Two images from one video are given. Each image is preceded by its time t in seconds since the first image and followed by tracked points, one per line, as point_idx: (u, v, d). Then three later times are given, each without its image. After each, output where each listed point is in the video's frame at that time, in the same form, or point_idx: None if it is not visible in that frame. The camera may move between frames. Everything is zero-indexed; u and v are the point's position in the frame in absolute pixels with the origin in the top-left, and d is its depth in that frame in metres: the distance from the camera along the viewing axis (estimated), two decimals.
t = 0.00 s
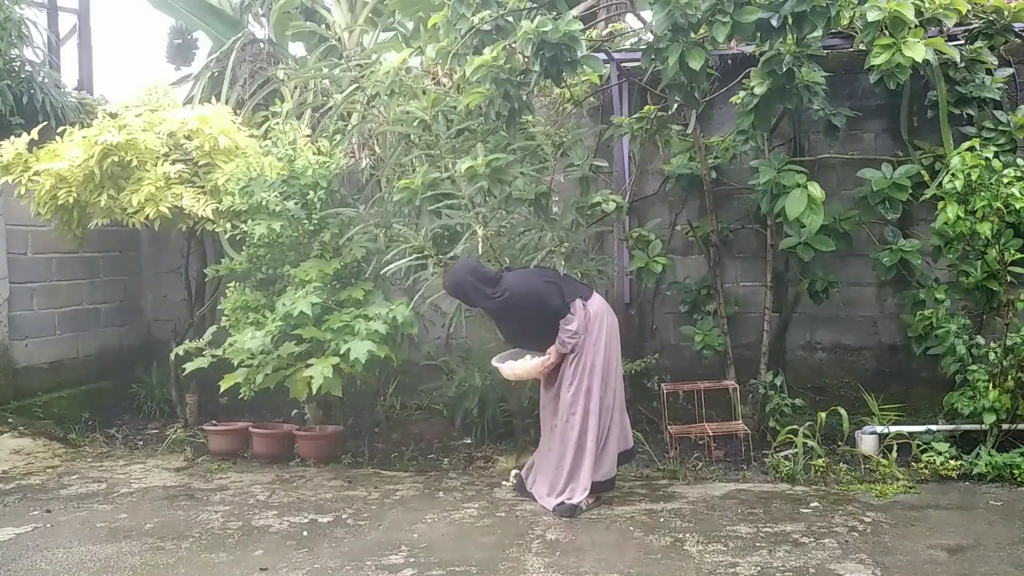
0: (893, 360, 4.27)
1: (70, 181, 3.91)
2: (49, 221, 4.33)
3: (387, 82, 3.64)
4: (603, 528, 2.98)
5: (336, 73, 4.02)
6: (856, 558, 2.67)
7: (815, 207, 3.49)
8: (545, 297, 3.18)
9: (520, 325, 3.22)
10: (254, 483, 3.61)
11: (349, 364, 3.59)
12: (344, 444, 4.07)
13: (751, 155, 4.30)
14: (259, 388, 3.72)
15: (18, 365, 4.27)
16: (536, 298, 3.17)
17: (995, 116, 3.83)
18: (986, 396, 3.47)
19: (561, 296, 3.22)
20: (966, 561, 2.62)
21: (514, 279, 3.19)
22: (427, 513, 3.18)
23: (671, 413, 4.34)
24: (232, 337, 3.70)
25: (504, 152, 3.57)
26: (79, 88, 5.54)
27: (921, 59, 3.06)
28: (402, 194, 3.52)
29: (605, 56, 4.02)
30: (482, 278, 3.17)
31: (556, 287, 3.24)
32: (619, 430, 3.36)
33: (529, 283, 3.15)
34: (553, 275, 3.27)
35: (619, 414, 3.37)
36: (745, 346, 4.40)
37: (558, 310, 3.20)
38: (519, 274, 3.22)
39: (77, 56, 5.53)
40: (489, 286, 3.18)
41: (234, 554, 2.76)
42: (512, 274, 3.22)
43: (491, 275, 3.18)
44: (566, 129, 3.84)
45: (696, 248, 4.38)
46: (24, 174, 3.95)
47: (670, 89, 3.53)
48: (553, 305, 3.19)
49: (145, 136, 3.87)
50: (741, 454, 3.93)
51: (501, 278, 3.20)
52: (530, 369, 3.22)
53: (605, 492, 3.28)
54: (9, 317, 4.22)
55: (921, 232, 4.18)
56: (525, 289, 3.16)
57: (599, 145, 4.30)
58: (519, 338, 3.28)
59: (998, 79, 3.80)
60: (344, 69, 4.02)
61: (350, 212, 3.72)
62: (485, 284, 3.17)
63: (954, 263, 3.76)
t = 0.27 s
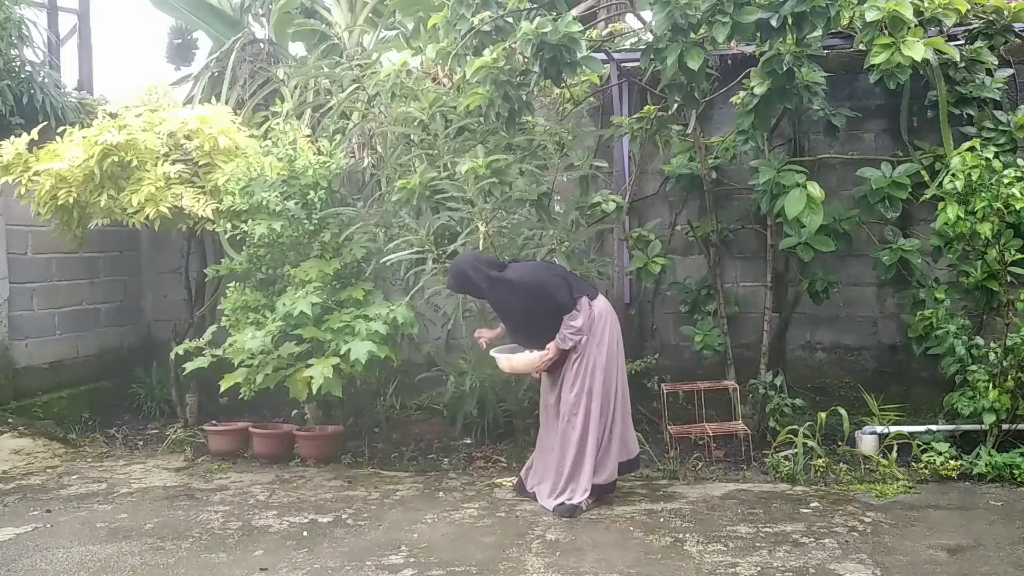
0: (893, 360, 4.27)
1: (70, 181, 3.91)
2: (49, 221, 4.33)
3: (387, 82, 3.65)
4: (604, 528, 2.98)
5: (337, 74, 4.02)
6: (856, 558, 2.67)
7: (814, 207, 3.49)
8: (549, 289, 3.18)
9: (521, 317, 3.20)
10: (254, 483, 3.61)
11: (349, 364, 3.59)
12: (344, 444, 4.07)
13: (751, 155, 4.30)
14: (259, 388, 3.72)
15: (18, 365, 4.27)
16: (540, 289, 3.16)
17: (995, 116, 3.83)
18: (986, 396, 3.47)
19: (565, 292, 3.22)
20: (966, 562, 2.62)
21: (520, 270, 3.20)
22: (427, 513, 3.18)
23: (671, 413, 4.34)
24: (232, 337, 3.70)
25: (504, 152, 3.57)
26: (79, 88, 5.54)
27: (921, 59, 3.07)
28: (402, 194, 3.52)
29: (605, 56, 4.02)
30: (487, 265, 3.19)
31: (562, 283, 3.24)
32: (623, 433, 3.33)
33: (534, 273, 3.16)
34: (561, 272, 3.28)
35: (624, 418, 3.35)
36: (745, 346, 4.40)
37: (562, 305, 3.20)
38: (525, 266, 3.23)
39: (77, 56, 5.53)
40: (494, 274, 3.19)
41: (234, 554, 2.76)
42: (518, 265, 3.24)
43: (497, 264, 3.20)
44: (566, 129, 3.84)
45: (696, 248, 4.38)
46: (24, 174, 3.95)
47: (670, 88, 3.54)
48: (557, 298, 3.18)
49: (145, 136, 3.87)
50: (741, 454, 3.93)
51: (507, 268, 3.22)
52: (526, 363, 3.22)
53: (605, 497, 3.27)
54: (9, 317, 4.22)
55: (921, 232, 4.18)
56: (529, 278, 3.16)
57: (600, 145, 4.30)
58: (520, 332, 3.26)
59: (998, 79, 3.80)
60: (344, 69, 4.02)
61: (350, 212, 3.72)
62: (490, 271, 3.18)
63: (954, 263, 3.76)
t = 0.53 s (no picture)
0: (893, 360, 4.27)
1: (70, 181, 3.91)
2: (49, 221, 4.33)
3: (387, 82, 3.65)
4: (604, 528, 2.98)
5: (337, 73, 4.02)
6: (856, 558, 2.67)
7: (815, 207, 3.49)
8: (552, 282, 3.19)
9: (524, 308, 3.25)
10: (254, 483, 3.61)
11: (348, 364, 3.59)
12: (344, 444, 4.07)
13: (751, 155, 4.30)
14: (259, 388, 3.71)
15: (19, 365, 4.27)
16: (542, 282, 3.19)
17: (995, 116, 3.83)
18: (986, 396, 3.47)
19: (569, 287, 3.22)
20: (966, 562, 2.62)
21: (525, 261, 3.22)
22: (427, 513, 3.18)
23: (671, 413, 4.34)
24: (232, 337, 3.70)
25: (504, 152, 3.57)
26: (79, 88, 5.54)
27: (921, 59, 3.06)
28: (402, 194, 3.52)
29: (605, 56, 4.02)
30: (494, 252, 3.22)
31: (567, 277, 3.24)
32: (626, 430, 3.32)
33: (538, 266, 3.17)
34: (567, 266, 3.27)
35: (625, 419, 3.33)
36: (745, 346, 4.40)
37: (564, 300, 3.20)
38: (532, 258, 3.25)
39: (77, 56, 5.53)
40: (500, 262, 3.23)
41: (234, 554, 2.76)
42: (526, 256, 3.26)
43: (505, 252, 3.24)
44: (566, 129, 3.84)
45: (696, 248, 4.38)
46: (24, 175, 3.95)
47: (670, 88, 3.53)
48: (559, 292, 3.20)
49: (145, 136, 3.87)
50: (741, 454, 3.93)
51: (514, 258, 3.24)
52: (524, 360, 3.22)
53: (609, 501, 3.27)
54: (9, 317, 4.22)
55: (921, 232, 4.18)
56: (534, 270, 3.19)
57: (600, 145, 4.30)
58: (523, 323, 3.30)
59: (998, 79, 3.80)
60: (344, 69, 4.02)
61: (350, 211, 3.72)
62: (496, 259, 3.22)
63: (954, 263, 3.76)
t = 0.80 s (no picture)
0: (893, 360, 4.27)
1: (70, 182, 3.91)
2: (49, 221, 4.33)
3: (387, 82, 3.65)
4: (604, 528, 2.98)
5: (337, 73, 4.02)
6: (856, 558, 2.67)
7: (815, 207, 3.49)
8: (533, 275, 3.18)
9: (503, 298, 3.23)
10: (254, 483, 3.61)
11: (348, 364, 3.59)
12: (344, 444, 4.07)
13: (751, 155, 4.30)
14: (259, 388, 3.71)
15: (19, 365, 4.27)
16: (523, 271, 3.18)
17: (995, 116, 3.83)
18: (986, 397, 3.47)
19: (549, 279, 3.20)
20: (966, 562, 2.62)
21: (509, 250, 3.22)
22: (427, 513, 3.18)
23: (671, 413, 4.34)
24: (232, 337, 3.70)
25: (504, 153, 3.57)
26: (79, 88, 5.54)
27: (921, 59, 3.07)
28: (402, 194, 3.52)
29: (605, 56, 4.03)
30: (480, 238, 3.23)
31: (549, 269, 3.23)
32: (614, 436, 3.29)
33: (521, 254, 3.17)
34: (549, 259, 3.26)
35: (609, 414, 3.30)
36: (745, 346, 4.40)
37: (542, 292, 3.18)
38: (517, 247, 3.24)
39: (77, 56, 5.53)
40: (485, 248, 3.23)
41: (234, 554, 2.76)
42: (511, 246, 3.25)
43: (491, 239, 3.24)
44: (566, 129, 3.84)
45: (696, 248, 4.38)
46: (24, 175, 3.95)
47: (670, 88, 3.53)
48: (539, 282, 3.18)
49: (145, 136, 3.87)
50: (741, 454, 3.93)
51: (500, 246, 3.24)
52: (491, 351, 3.15)
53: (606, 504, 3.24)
54: (9, 318, 4.22)
55: (921, 232, 4.18)
56: (515, 261, 3.18)
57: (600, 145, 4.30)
58: (499, 313, 3.28)
59: (998, 79, 3.80)
60: (344, 69, 4.02)
61: (349, 211, 3.72)
62: (482, 246, 3.23)
63: (954, 263, 3.76)
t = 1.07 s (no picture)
0: (893, 360, 4.27)
1: (70, 181, 3.91)
2: (49, 221, 4.33)
3: (387, 82, 3.65)
4: (603, 528, 2.98)
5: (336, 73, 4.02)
6: (856, 558, 2.67)
7: (815, 207, 3.49)
8: (493, 276, 3.19)
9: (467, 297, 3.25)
10: (254, 483, 3.61)
11: (348, 364, 3.59)
12: (344, 444, 4.07)
13: (751, 155, 4.30)
14: (259, 388, 3.71)
15: (19, 364, 4.27)
16: (484, 273, 3.19)
17: (995, 116, 3.83)
18: (986, 396, 3.47)
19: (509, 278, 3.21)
20: (966, 562, 2.62)
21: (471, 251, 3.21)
22: (427, 513, 3.18)
23: (671, 413, 4.34)
24: (232, 337, 3.70)
25: (504, 153, 3.57)
26: (79, 88, 5.54)
27: (921, 59, 3.07)
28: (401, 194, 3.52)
29: (605, 56, 4.04)
30: (441, 242, 3.22)
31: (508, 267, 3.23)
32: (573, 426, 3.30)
33: (481, 257, 3.17)
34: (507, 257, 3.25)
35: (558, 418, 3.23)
36: (745, 346, 4.40)
37: (502, 293, 3.19)
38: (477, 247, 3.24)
39: (77, 56, 5.53)
40: (447, 251, 3.22)
41: (234, 554, 2.76)
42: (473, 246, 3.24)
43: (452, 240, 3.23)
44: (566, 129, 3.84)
45: (696, 247, 4.38)
46: (24, 175, 3.95)
47: (670, 88, 3.53)
48: (499, 284, 3.19)
49: (145, 136, 3.87)
50: (741, 454, 3.93)
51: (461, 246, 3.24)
52: (456, 348, 3.25)
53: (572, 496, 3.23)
54: (9, 318, 4.22)
55: (921, 232, 4.18)
56: (476, 263, 3.19)
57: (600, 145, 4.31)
58: (462, 311, 3.32)
59: (998, 79, 3.80)
60: (344, 69, 4.02)
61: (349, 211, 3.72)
62: (444, 248, 3.22)
63: (954, 263, 3.76)
